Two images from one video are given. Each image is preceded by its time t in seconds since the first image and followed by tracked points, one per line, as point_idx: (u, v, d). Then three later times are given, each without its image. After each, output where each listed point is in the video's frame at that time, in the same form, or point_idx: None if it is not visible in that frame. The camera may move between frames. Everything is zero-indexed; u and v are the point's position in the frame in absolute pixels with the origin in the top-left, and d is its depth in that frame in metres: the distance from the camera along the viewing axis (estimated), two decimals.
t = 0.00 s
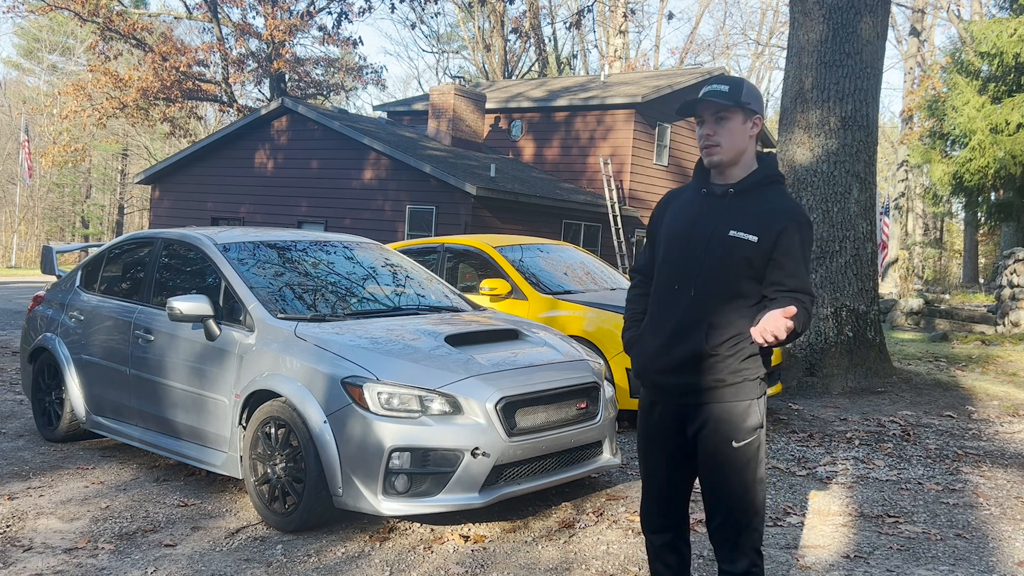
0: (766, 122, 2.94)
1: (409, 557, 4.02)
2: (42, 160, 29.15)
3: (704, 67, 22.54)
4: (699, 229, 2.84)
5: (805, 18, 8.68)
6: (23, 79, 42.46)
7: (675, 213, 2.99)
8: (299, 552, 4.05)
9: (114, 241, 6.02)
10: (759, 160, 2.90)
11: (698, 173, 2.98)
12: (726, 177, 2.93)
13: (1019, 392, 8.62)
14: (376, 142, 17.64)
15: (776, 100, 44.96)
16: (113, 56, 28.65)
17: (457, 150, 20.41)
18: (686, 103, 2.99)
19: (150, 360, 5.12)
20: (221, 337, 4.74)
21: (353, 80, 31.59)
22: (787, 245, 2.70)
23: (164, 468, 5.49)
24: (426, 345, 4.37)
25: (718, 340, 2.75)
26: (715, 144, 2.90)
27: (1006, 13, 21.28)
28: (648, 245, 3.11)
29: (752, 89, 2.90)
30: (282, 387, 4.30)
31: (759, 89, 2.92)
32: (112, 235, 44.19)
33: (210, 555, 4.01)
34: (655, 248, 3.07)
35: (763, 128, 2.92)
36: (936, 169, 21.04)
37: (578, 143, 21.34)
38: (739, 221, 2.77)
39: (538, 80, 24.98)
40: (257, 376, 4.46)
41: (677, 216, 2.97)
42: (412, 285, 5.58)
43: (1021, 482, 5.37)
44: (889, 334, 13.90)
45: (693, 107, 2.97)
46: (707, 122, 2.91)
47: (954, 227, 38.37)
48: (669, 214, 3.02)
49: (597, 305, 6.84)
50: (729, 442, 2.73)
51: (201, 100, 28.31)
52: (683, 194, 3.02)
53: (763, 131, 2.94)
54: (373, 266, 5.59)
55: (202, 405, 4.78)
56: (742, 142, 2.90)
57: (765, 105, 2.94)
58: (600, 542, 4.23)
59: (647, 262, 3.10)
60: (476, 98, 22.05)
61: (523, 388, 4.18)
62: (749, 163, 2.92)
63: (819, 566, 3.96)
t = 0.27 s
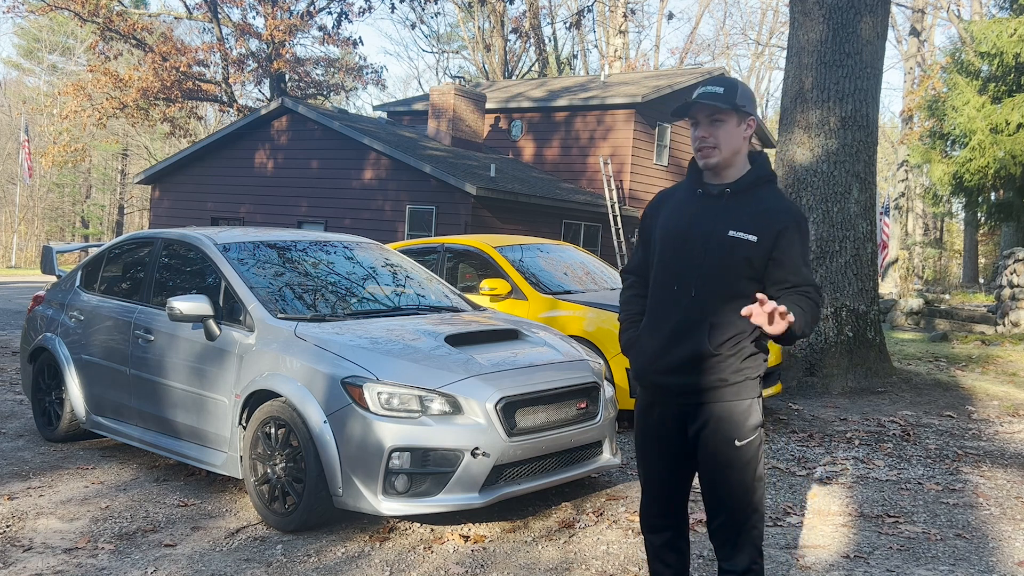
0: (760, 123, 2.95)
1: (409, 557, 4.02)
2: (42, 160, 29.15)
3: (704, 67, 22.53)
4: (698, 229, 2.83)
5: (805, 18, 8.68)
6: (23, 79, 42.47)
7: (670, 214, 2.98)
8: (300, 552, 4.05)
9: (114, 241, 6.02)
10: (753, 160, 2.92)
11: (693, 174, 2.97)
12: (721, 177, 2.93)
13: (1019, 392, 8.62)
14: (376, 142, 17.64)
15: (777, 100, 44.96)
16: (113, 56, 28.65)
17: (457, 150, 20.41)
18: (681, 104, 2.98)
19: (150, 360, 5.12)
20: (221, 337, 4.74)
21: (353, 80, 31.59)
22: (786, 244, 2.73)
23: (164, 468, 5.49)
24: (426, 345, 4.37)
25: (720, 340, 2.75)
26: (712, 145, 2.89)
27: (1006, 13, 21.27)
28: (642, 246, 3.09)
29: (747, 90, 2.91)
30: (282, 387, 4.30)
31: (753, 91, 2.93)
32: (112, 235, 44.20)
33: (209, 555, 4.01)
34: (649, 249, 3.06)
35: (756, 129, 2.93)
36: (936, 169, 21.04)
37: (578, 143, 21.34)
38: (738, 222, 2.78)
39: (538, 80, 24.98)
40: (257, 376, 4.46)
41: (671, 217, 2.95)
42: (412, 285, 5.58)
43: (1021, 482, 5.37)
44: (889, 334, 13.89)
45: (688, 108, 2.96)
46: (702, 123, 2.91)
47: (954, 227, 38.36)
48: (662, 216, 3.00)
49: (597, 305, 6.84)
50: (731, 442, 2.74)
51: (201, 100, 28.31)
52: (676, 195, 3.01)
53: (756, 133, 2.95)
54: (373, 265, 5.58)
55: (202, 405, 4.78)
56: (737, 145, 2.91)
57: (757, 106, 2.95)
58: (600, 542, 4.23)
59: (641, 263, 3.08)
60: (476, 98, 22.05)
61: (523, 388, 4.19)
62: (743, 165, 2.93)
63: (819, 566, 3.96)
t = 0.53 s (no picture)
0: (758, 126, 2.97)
1: (409, 557, 4.02)
2: (42, 160, 29.15)
3: (704, 67, 22.52)
4: (694, 229, 2.83)
5: (805, 18, 8.68)
6: (23, 79, 42.48)
7: (666, 214, 2.97)
8: (300, 552, 4.05)
9: (114, 241, 6.01)
10: (750, 161, 2.92)
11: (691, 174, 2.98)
12: (717, 178, 2.94)
13: (1019, 392, 8.62)
14: (376, 142, 17.64)
15: (776, 100, 44.97)
16: (113, 56, 28.64)
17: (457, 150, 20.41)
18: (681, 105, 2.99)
19: (150, 360, 5.12)
20: (221, 337, 4.74)
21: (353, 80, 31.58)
22: (780, 243, 2.74)
23: (164, 468, 5.49)
24: (426, 345, 4.37)
25: (717, 340, 2.75)
26: (712, 146, 2.90)
27: (1006, 13, 21.26)
28: (637, 248, 3.08)
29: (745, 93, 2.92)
30: (282, 387, 4.30)
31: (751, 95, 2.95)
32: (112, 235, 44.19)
33: (209, 555, 4.01)
34: (645, 251, 3.05)
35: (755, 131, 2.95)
36: (936, 169, 21.03)
37: (578, 143, 21.35)
38: (734, 221, 2.77)
39: (538, 80, 24.97)
40: (257, 376, 4.45)
41: (668, 217, 2.95)
42: (412, 286, 5.58)
43: (1021, 482, 5.37)
44: (889, 334, 13.89)
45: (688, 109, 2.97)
46: (705, 125, 2.91)
47: (954, 226, 38.36)
48: (658, 217, 3.00)
49: (597, 305, 6.84)
50: (729, 440, 2.74)
51: (201, 100, 28.31)
52: (673, 195, 3.00)
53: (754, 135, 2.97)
54: (373, 266, 5.58)
55: (202, 405, 4.78)
56: (736, 146, 2.92)
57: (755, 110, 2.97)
58: (600, 542, 4.24)
59: (637, 264, 3.08)
60: (476, 98, 22.05)
61: (523, 388, 4.18)
62: (741, 166, 2.93)
63: (819, 566, 3.96)
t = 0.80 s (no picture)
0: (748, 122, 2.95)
1: (409, 557, 4.02)
2: (42, 160, 29.15)
3: (704, 67, 22.51)
4: (685, 227, 2.83)
5: (805, 18, 8.68)
6: (23, 79, 42.48)
7: (660, 215, 2.98)
8: (299, 552, 4.04)
9: (114, 241, 6.01)
10: (740, 157, 2.91)
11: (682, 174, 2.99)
12: (707, 175, 2.93)
13: (1019, 392, 8.62)
14: (376, 142, 17.64)
15: (776, 100, 44.97)
16: (113, 56, 28.64)
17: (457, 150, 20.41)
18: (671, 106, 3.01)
19: (150, 360, 5.12)
20: (221, 336, 4.74)
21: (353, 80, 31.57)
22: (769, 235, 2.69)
23: (164, 468, 5.49)
24: (426, 345, 4.37)
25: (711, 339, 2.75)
26: (702, 143, 2.90)
27: (1006, 13, 21.26)
28: (635, 251, 3.10)
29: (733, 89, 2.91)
30: (282, 387, 4.30)
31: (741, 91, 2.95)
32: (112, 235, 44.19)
33: (209, 555, 4.00)
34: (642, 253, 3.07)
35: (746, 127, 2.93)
36: (936, 169, 21.03)
37: (578, 143, 21.35)
38: (723, 217, 2.76)
39: (538, 80, 24.97)
40: (257, 376, 4.46)
41: (661, 218, 2.97)
42: (412, 286, 5.58)
43: (1021, 482, 5.37)
44: (889, 334, 13.89)
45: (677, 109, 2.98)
46: (695, 120, 2.91)
47: (954, 226, 38.36)
48: (653, 218, 3.01)
49: (597, 305, 6.84)
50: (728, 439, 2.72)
51: (201, 100, 28.31)
52: (666, 196, 3.01)
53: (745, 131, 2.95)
54: (373, 266, 5.58)
55: (202, 405, 4.78)
56: (726, 142, 2.92)
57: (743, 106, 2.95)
58: (600, 542, 4.23)
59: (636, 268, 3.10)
60: (476, 98, 22.05)
61: (523, 388, 4.18)
62: (731, 162, 2.93)
63: (819, 566, 3.96)
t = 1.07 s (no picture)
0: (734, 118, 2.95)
1: (409, 557, 4.02)
2: (42, 160, 29.15)
3: (704, 67, 22.50)
4: (680, 228, 2.83)
5: (805, 18, 8.68)
6: (23, 79, 42.48)
7: (653, 217, 2.99)
8: (299, 552, 4.05)
9: (114, 241, 6.01)
10: (728, 155, 2.91)
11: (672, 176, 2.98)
12: (697, 175, 2.93)
13: (1019, 392, 8.61)
14: (376, 142, 17.64)
15: (776, 100, 44.96)
16: (113, 56, 28.64)
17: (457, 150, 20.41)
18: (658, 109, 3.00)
19: (150, 360, 5.12)
20: (221, 336, 4.74)
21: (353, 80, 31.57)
22: (764, 231, 2.68)
23: (164, 468, 5.49)
24: (426, 345, 4.37)
25: (711, 339, 2.74)
26: (692, 144, 2.90)
27: (1006, 13, 21.25)
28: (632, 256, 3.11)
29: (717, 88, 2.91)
30: (282, 387, 4.30)
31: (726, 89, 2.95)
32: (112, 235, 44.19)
33: (209, 555, 4.01)
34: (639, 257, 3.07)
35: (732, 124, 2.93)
36: (935, 169, 21.03)
37: (578, 143, 21.35)
38: (717, 217, 2.76)
39: (538, 80, 24.97)
40: (257, 376, 4.46)
41: (655, 220, 2.97)
42: (412, 285, 5.58)
43: (1021, 482, 5.37)
44: (889, 334, 13.89)
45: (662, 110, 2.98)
46: (683, 121, 2.90)
47: (954, 226, 38.35)
48: (647, 221, 3.01)
49: (598, 305, 6.83)
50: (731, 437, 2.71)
51: (201, 100, 28.31)
52: (658, 199, 3.01)
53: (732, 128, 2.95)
54: (373, 266, 5.58)
55: (202, 405, 4.78)
56: (714, 140, 2.92)
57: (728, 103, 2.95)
58: (599, 542, 4.24)
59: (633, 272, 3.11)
60: (476, 98, 22.06)
61: (523, 388, 4.18)
62: (720, 161, 2.93)
63: (819, 566, 3.96)
